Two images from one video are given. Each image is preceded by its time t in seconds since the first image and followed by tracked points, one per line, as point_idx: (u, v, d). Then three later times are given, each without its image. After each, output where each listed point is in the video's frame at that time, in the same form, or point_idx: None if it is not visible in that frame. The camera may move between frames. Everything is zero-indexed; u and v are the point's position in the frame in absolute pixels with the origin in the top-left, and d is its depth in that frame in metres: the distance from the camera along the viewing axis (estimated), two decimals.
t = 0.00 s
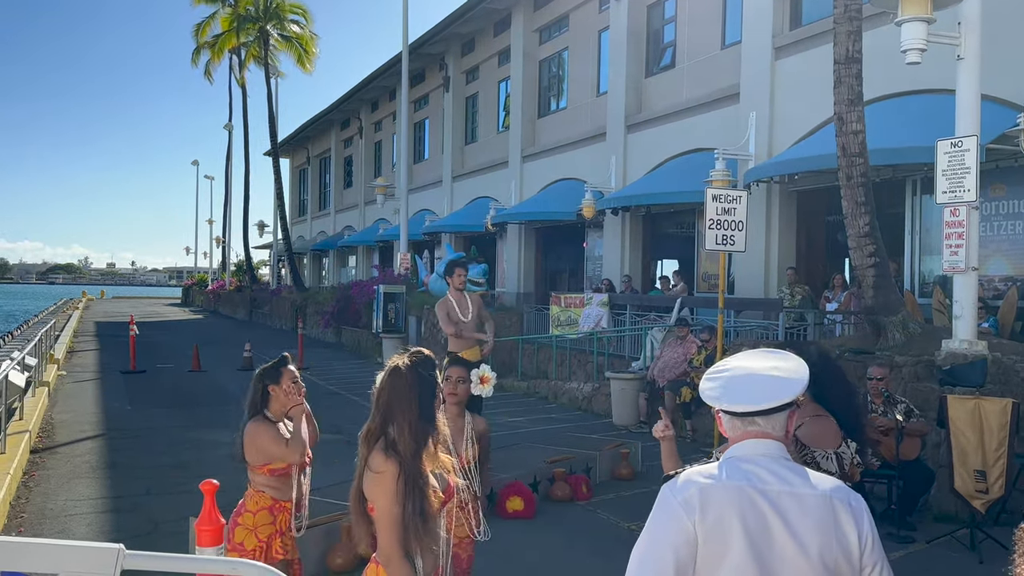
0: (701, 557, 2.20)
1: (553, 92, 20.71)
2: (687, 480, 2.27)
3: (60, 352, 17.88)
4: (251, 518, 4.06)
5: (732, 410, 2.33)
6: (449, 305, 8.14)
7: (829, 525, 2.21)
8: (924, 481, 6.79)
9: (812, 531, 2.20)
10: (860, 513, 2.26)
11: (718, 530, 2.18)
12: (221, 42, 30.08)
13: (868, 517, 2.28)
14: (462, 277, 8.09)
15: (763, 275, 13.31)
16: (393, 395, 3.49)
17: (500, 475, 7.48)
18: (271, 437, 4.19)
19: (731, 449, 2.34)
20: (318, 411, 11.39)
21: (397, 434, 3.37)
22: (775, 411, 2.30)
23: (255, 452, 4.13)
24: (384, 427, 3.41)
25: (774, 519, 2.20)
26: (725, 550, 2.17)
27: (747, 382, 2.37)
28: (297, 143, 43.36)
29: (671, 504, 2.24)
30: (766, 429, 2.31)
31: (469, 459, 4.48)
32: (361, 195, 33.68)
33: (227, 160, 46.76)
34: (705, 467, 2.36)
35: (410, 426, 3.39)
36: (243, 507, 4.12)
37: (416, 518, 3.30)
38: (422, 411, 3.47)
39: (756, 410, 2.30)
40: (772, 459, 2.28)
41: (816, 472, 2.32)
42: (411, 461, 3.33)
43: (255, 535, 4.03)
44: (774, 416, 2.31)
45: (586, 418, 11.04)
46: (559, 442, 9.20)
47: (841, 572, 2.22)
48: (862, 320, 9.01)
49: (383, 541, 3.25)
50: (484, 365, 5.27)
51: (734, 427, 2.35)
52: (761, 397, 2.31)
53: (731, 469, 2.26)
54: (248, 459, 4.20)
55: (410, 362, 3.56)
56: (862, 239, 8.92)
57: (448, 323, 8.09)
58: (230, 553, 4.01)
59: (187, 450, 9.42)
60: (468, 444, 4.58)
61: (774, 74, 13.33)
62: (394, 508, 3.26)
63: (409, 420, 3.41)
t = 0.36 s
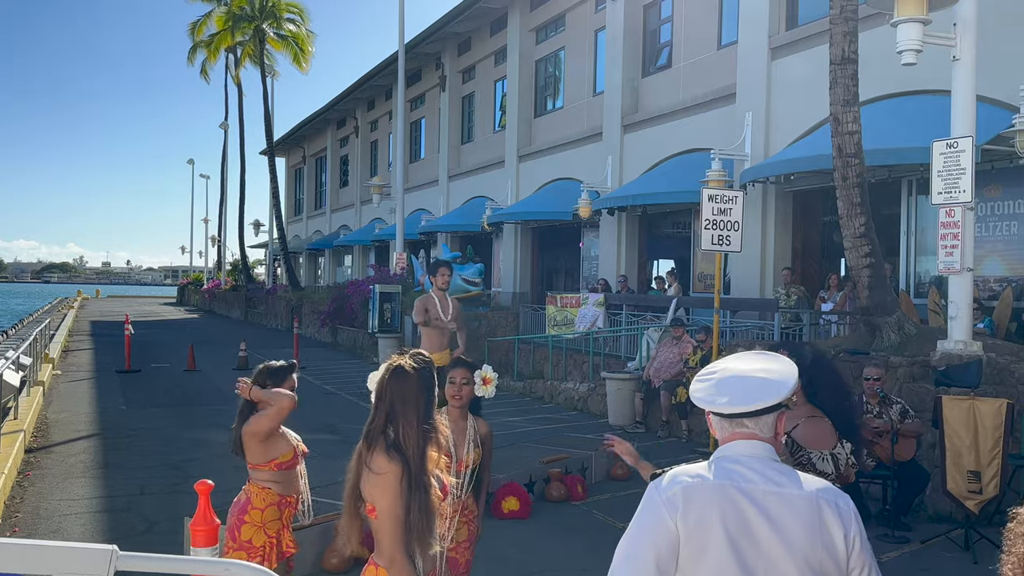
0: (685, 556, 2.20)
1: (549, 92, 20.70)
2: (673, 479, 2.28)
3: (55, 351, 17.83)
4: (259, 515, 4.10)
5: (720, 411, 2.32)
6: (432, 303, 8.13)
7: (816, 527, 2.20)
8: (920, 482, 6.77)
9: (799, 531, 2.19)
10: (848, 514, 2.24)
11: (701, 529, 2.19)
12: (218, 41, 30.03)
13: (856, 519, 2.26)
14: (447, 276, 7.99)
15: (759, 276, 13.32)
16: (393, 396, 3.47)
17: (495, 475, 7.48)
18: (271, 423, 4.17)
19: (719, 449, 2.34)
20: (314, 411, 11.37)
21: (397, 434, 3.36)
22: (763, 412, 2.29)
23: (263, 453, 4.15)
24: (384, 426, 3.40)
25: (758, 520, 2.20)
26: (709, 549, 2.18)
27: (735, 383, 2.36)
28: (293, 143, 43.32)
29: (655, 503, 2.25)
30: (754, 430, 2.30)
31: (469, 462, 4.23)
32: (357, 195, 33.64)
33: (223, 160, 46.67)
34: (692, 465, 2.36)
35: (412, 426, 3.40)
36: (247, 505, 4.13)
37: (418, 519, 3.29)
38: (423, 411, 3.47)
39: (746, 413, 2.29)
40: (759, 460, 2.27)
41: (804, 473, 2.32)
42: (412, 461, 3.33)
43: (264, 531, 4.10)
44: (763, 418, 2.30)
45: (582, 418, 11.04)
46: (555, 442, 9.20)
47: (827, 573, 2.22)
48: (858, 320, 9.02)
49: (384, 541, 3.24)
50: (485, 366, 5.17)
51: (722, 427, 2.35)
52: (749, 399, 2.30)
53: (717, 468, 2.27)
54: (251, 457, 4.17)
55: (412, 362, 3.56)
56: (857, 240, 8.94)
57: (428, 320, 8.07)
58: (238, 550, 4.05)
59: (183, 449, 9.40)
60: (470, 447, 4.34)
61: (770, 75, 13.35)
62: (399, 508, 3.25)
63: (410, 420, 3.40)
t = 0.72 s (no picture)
0: (680, 557, 2.20)
1: (545, 93, 20.72)
2: (665, 481, 2.28)
3: (48, 352, 17.78)
4: (250, 516, 4.10)
5: (725, 411, 2.31)
6: (419, 303, 8.14)
7: (809, 525, 2.23)
8: (913, 483, 6.79)
9: (790, 529, 2.21)
10: (838, 512, 2.28)
11: (696, 531, 2.20)
12: (212, 41, 29.99)
13: (845, 516, 2.30)
14: (435, 277, 8.00)
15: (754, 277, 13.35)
16: (388, 397, 3.46)
17: (489, 475, 7.48)
18: (251, 417, 4.16)
19: (711, 449, 2.34)
20: (308, 412, 11.35)
21: (393, 435, 3.36)
22: (761, 413, 2.31)
23: (250, 453, 4.14)
24: (380, 427, 3.40)
25: (753, 520, 2.21)
26: (702, 550, 2.18)
27: (729, 384, 2.37)
28: (288, 142, 43.26)
29: (648, 504, 2.25)
30: (751, 431, 2.32)
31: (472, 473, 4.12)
32: (352, 195, 33.61)
33: (218, 160, 46.60)
34: (680, 468, 2.36)
35: (408, 426, 3.40)
36: (238, 506, 4.12)
37: (415, 520, 3.30)
38: (418, 413, 3.47)
39: (748, 413, 2.30)
40: (751, 460, 2.29)
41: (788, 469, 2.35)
42: (409, 461, 3.34)
43: (254, 532, 4.08)
44: (760, 419, 2.33)
45: (577, 419, 11.06)
46: (550, 442, 9.20)
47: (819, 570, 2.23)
48: (851, 322, 9.05)
49: (383, 543, 3.24)
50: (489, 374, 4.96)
51: (721, 427, 2.33)
52: (747, 401, 2.32)
53: (710, 469, 2.27)
54: (239, 457, 4.17)
55: (405, 363, 3.56)
56: (851, 241, 8.96)
57: (415, 320, 8.10)
58: (229, 552, 4.05)
59: (176, 450, 9.38)
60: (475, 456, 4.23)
61: (764, 77, 13.39)
62: (397, 509, 3.26)
63: (406, 421, 3.41)
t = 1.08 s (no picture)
0: (679, 559, 2.19)
1: (541, 93, 20.74)
2: (660, 482, 2.27)
3: (43, 351, 17.75)
4: (242, 518, 4.10)
5: (719, 412, 2.32)
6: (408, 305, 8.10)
7: (802, 524, 2.27)
8: (907, 483, 6.82)
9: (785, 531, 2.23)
10: (827, 510, 2.33)
11: (696, 531, 2.19)
12: (208, 40, 29.95)
13: (833, 515, 2.36)
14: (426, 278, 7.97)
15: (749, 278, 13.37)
16: (380, 398, 3.48)
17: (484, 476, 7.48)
18: (243, 420, 4.14)
19: (704, 450, 2.35)
20: (304, 412, 11.35)
21: (384, 435, 3.37)
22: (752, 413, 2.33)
23: (240, 455, 4.14)
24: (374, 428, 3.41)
25: (750, 520, 2.22)
26: (702, 551, 2.18)
27: (721, 383, 2.39)
28: (284, 142, 43.21)
29: (646, 506, 2.23)
30: (743, 430, 2.34)
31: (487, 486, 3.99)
32: (348, 195, 33.58)
33: (213, 159, 46.54)
34: (674, 470, 2.35)
35: (398, 427, 3.42)
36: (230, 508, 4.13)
37: (410, 520, 3.30)
38: (410, 414, 3.49)
39: (739, 413, 2.31)
40: (745, 460, 2.31)
41: (779, 470, 2.38)
42: (401, 461, 3.35)
43: (246, 534, 4.08)
44: (752, 420, 2.35)
45: (573, 420, 11.06)
46: (545, 443, 9.21)
47: (813, 568, 2.28)
48: (846, 323, 9.07)
49: (379, 544, 3.23)
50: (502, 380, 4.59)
51: (715, 428, 2.34)
52: (740, 400, 2.33)
53: (705, 470, 2.28)
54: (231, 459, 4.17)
55: (393, 363, 3.58)
56: (846, 243, 8.99)
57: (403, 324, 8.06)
58: (222, 554, 4.05)
59: (172, 450, 9.37)
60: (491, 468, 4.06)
61: (760, 79, 13.43)
62: (392, 510, 3.26)
63: (399, 421, 3.42)
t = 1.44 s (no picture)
0: (675, 561, 2.20)
1: (540, 95, 20.75)
2: (658, 485, 2.28)
3: (41, 352, 17.74)
4: (246, 519, 4.10)
5: (715, 415, 2.32)
6: (404, 308, 8.11)
7: (799, 527, 2.27)
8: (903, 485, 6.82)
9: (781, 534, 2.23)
10: (826, 512, 2.33)
11: (692, 535, 2.19)
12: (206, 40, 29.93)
13: (833, 517, 2.35)
14: (422, 281, 7.98)
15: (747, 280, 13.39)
16: (378, 399, 3.47)
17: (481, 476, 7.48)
18: (255, 420, 4.15)
19: (702, 453, 2.36)
20: (301, 412, 11.35)
21: (381, 438, 3.37)
22: (750, 416, 2.33)
23: (247, 454, 4.13)
24: (369, 430, 3.41)
25: (746, 524, 2.23)
26: (698, 553, 2.18)
27: (720, 386, 2.39)
28: (283, 143, 43.21)
29: (643, 509, 2.24)
30: (741, 433, 2.35)
31: (507, 510, 3.85)
32: (346, 196, 33.58)
33: (211, 160, 46.53)
34: (672, 472, 2.36)
35: (395, 431, 3.41)
36: (234, 510, 4.10)
37: (404, 523, 3.31)
38: (407, 416, 3.47)
39: (736, 416, 2.32)
40: (742, 463, 2.31)
41: (776, 472, 2.39)
42: (397, 465, 3.35)
43: (250, 535, 4.09)
44: (750, 422, 2.35)
45: (570, 421, 11.07)
46: (542, 444, 9.21)
47: (810, 571, 2.28)
48: (843, 326, 9.09)
49: (372, 546, 3.25)
50: (525, 391, 4.02)
51: (711, 430, 2.35)
52: (737, 404, 2.34)
53: (703, 472, 2.28)
54: (236, 458, 4.15)
55: (394, 363, 3.56)
56: (843, 245, 9.01)
57: (399, 326, 8.10)
58: (225, 555, 4.04)
59: (169, 450, 9.37)
60: (511, 488, 3.89)
61: (758, 80, 13.44)
62: (385, 513, 3.26)
63: (395, 424, 3.41)
